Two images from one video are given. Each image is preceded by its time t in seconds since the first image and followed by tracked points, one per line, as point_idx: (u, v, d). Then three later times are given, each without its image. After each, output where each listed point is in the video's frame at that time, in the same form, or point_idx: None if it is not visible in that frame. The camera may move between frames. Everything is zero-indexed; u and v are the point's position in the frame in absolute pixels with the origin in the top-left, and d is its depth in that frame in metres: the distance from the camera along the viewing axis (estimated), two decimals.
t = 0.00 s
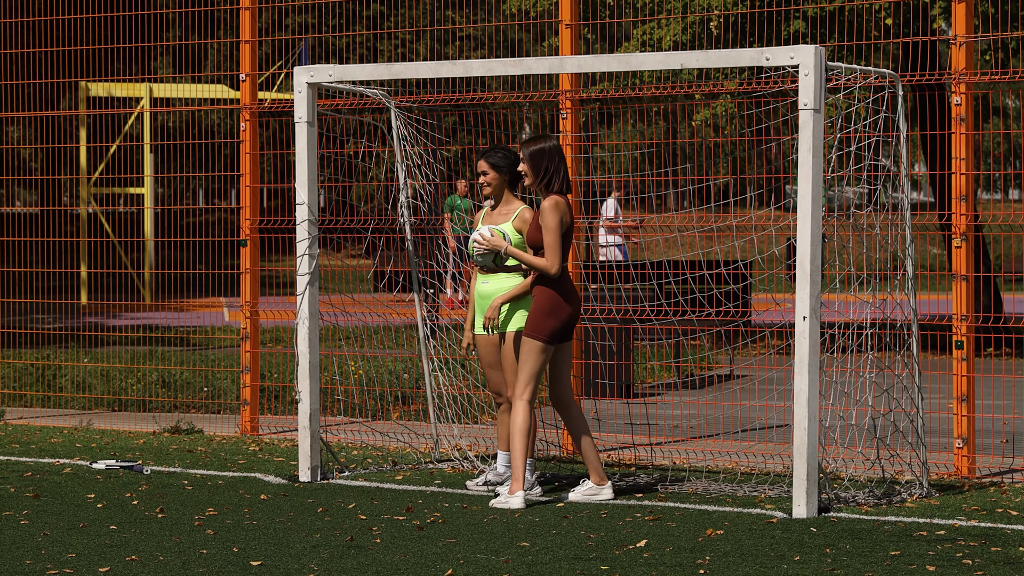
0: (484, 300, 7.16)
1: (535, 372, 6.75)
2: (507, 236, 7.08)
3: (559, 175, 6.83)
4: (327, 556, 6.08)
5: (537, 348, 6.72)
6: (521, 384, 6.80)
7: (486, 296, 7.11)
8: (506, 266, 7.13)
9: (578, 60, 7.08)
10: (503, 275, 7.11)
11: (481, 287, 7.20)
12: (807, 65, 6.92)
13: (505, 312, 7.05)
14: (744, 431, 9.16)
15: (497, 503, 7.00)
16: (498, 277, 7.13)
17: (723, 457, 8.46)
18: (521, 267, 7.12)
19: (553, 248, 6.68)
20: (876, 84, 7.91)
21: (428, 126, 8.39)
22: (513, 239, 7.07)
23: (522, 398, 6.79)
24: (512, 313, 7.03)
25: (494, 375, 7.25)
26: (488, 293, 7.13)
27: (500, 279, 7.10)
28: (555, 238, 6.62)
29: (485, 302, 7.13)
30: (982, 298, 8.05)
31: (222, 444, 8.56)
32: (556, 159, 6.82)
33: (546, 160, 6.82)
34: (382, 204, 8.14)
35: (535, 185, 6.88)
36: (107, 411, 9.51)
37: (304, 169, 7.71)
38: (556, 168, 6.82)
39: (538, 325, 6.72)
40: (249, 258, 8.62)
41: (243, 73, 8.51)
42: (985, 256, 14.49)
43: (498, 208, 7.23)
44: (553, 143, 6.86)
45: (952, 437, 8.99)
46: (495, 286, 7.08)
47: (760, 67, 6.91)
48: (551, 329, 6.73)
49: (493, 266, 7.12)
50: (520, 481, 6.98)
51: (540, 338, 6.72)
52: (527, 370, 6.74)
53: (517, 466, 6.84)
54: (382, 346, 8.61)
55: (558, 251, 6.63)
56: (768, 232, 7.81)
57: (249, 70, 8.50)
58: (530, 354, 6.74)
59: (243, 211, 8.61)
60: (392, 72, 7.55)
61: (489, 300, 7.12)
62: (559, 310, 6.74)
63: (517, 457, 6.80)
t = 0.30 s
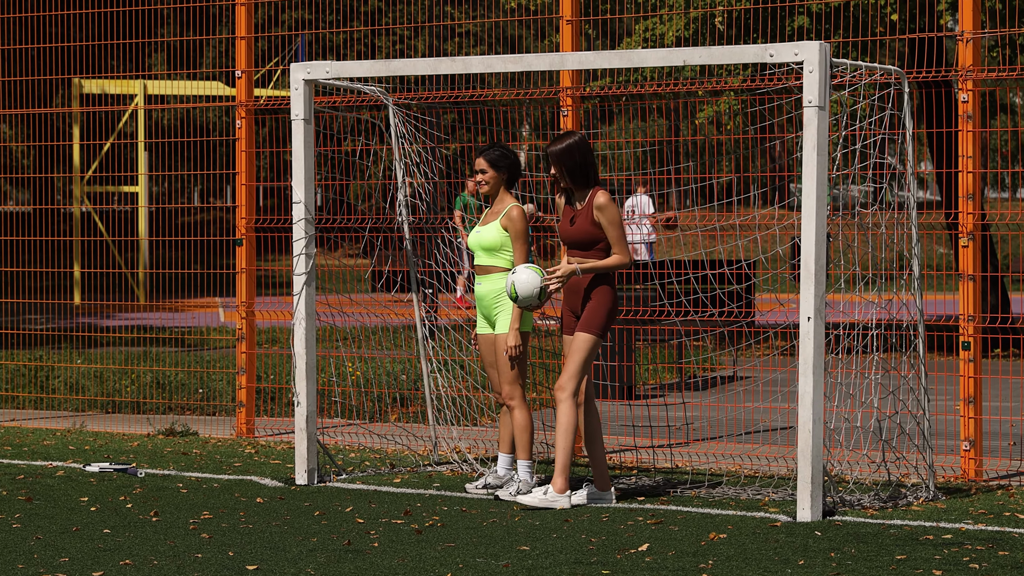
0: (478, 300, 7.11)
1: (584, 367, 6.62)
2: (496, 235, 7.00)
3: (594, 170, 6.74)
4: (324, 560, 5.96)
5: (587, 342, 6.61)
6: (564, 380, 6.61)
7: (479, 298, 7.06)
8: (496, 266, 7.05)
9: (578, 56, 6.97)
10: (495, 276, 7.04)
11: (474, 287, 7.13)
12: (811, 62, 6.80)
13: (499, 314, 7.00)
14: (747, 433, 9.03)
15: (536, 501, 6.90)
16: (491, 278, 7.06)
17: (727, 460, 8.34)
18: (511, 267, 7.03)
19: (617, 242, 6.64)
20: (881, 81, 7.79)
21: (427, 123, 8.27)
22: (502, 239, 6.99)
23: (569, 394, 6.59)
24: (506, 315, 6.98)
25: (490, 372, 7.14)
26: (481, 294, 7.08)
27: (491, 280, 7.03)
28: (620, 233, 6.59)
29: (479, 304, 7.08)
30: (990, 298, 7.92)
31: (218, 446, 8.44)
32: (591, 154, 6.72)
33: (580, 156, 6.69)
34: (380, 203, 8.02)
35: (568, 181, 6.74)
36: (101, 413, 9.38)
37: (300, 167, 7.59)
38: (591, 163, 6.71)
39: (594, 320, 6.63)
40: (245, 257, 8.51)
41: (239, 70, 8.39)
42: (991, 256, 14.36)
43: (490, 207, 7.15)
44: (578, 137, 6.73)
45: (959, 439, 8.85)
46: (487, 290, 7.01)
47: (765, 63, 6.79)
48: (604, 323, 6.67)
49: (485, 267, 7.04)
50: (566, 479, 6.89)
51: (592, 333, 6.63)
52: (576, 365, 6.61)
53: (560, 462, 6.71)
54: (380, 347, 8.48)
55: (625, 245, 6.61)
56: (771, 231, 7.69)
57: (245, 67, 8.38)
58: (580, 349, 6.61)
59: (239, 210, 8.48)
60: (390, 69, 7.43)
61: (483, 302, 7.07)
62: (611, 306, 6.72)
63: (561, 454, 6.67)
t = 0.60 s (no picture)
0: (477, 303, 6.98)
1: (622, 367, 6.60)
2: (496, 237, 6.86)
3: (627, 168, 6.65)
4: (321, 565, 5.84)
5: (622, 342, 6.58)
6: (615, 385, 6.62)
7: (479, 302, 6.92)
8: (496, 269, 6.91)
9: (580, 53, 6.85)
10: (495, 279, 6.90)
11: (473, 290, 6.99)
12: (815, 58, 6.67)
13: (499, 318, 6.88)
14: (751, 435, 8.90)
15: (620, 505, 6.88)
16: (492, 280, 6.92)
17: (730, 462, 8.21)
18: (511, 270, 6.90)
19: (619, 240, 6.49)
20: (887, 77, 7.66)
21: (425, 121, 8.14)
22: (502, 241, 6.85)
23: (621, 401, 6.59)
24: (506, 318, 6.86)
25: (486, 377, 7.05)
26: (480, 296, 6.94)
27: (492, 283, 6.89)
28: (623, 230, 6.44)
29: (479, 308, 6.94)
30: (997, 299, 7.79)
31: (213, 449, 8.32)
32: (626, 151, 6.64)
33: (614, 150, 6.61)
34: (378, 201, 7.90)
35: (597, 174, 6.66)
36: (95, 415, 9.26)
37: (297, 165, 7.46)
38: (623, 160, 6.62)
39: (621, 319, 6.57)
40: (241, 257, 8.39)
41: (235, 67, 8.28)
42: (996, 257, 14.23)
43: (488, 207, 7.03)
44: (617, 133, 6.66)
45: (966, 442, 8.72)
46: (488, 294, 6.87)
47: (769, 59, 6.66)
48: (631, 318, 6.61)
49: (484, 269, 6.91)
50: (609, 482, 6.95)
51: (622, 331, 6.58)
52: (617, 367, 6.59)
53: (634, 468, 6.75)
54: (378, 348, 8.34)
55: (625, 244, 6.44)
56: (775, 230, 7.57)
57: (240, 64, 8.27)
58: (617, 350, 6.58)
59: (235, 209, 8.36)
60: (388, 65, 7.31)
61: (482, 306, 6.93)
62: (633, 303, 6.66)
63: (631, 460, 6.69)
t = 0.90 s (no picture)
0: (477, 303, 6.88)
1: (637, 366, 6.50)
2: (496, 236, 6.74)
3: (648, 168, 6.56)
4: (318, 569, 5.72)
5: (637, 341, 6.47)
6: (629, 385, 6.52)
7: (480, 302, 6.83)
8: (498, 268, 6.82)
9: (581, 50, 6.74)
10: (497, 279, 6.82)
11: (473, 290, 6.89)
12: (820, 55, 6.54)
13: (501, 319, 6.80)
14: (755, 437, 8.78)
15: (620, 506, 6.72)
16: (492, 280, 6.83)
17: (733, 465, 8.09)
18: (513, 269, 6.82)
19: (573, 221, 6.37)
20: (893, 74, 7.53)
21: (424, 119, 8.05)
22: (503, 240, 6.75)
23: (636, 400, 6.50)
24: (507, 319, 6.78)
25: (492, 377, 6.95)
26: (481, 297, 6.84)
27: (494, 284, 6.80)
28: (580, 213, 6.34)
29: (479, 308, 6.85)
30: (1004, 299, 7.67)
31: (209, 451, 8.21)
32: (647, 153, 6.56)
33: (636, 149, 6.53)
34: (376, 200, 7.78)
35: (616, 170, 6.58)
36: (89, 417, 9.15)
37: (294, 164, 7.33)
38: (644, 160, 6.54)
39: (637, 318, 6.45)
40: (237, 256, 8.27)
41: (230, 64, 8.16)
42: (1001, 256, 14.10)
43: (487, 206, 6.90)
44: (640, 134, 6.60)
45: (972, 444, 8.60)
46: (489, 294, 6.78)
47: (773, 56, 6.54)
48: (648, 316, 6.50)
49: (487, 268, 6.81)
50: (610, 482, 6.82)
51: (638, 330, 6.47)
52: (634, 367, 6.49)
53: (640, 470, 6.65)
54: (376, 349, 8.22)
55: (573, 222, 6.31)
56: (779, 228, 7.45)
57: (236, 61, 8.15)
58: (633, 350, 6.47)
59: (230, 207, 8.24)
60: (387, 62, 7.18)
61: (483, 306, 6.84)
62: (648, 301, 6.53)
63: (638, 462, 6.60)
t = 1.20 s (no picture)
0: (482, 302, 6.77)
1: (639, 368, 6.38)
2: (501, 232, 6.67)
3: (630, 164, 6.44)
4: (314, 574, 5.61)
5: (639, 341, 6.35)
6: (632, 387, 6.41)
7: (487, 300, 6.72)
8: (502, 264, 6.75)
9: (581, 46, 6.62)
10: (502, 276, 6.74)
11: (477, 289, 6.79)
12: (824, 52, 6.42)
13: (509, 316, 6.70)
14: (758, 439, 8.67)
15: (620, 510, 6.63)
16: (497, 277, 6.75)
17: (737, 468, 7.98)
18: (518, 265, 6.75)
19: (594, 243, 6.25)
20: (898, 71, 7.42)
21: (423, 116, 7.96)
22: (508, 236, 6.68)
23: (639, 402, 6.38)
24: (516, 315, 6.70)
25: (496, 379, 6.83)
26: (486, 295, 6.74)
27: (500, 280, 6.71)
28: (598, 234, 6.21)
29: (486, 307, 6.74)
30: (1011, 299, 7.56)
31: (204, 453, 8.10)
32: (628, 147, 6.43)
33: (618, 146, 6.39)
34: (374, 199, 7.68)
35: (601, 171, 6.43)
36: (82, 419, 9.04)
37: (290, 162, 7.23)
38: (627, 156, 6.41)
39: (638, 319, 6.34)
40: (232, 256, 8.16)
41: (225, 60, 8.05)
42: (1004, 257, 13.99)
43: (485, 203, 6.82)
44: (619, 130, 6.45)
45: (978, 446, 8.49)
46: (497, 290, 6.69)
47: (776, 52, 6.42)
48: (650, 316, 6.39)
49: (491, 265, 6.73)
50: (609, 484, 6.73)
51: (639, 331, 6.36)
52: (636, 368, 6.38)
53: (642, 473, 6.55)
54: (374, 349, 8.11)
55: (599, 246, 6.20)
56: (783, 228, 7.33)
57: (232, 57, 8.05)
58: (635, 351, 6.35)
59: (225, 206, 8.15)
60: (384, 59, 7.07)
61: (490, 305, 6.73)
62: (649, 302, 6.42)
63: (641, 465, 6.49)
